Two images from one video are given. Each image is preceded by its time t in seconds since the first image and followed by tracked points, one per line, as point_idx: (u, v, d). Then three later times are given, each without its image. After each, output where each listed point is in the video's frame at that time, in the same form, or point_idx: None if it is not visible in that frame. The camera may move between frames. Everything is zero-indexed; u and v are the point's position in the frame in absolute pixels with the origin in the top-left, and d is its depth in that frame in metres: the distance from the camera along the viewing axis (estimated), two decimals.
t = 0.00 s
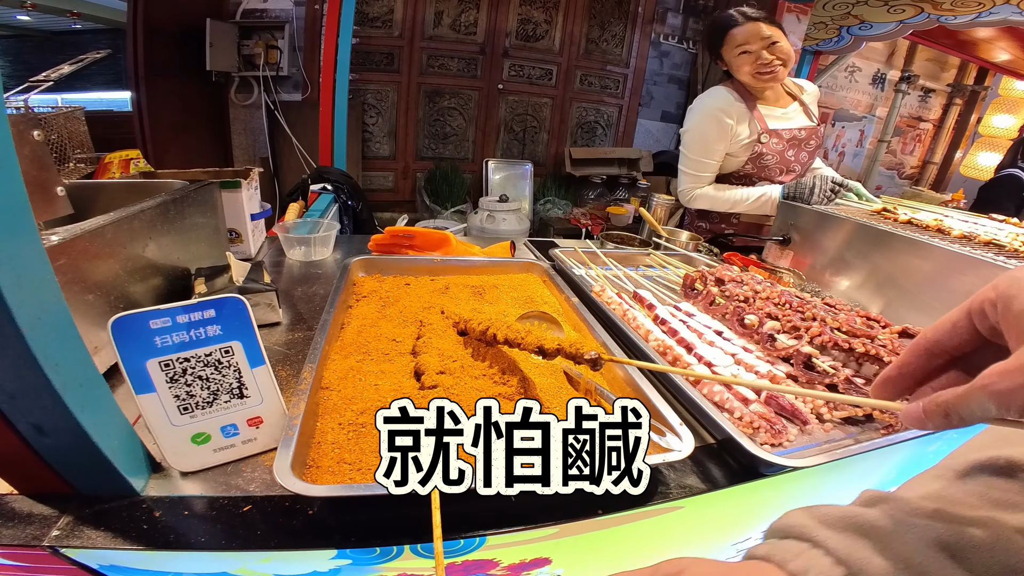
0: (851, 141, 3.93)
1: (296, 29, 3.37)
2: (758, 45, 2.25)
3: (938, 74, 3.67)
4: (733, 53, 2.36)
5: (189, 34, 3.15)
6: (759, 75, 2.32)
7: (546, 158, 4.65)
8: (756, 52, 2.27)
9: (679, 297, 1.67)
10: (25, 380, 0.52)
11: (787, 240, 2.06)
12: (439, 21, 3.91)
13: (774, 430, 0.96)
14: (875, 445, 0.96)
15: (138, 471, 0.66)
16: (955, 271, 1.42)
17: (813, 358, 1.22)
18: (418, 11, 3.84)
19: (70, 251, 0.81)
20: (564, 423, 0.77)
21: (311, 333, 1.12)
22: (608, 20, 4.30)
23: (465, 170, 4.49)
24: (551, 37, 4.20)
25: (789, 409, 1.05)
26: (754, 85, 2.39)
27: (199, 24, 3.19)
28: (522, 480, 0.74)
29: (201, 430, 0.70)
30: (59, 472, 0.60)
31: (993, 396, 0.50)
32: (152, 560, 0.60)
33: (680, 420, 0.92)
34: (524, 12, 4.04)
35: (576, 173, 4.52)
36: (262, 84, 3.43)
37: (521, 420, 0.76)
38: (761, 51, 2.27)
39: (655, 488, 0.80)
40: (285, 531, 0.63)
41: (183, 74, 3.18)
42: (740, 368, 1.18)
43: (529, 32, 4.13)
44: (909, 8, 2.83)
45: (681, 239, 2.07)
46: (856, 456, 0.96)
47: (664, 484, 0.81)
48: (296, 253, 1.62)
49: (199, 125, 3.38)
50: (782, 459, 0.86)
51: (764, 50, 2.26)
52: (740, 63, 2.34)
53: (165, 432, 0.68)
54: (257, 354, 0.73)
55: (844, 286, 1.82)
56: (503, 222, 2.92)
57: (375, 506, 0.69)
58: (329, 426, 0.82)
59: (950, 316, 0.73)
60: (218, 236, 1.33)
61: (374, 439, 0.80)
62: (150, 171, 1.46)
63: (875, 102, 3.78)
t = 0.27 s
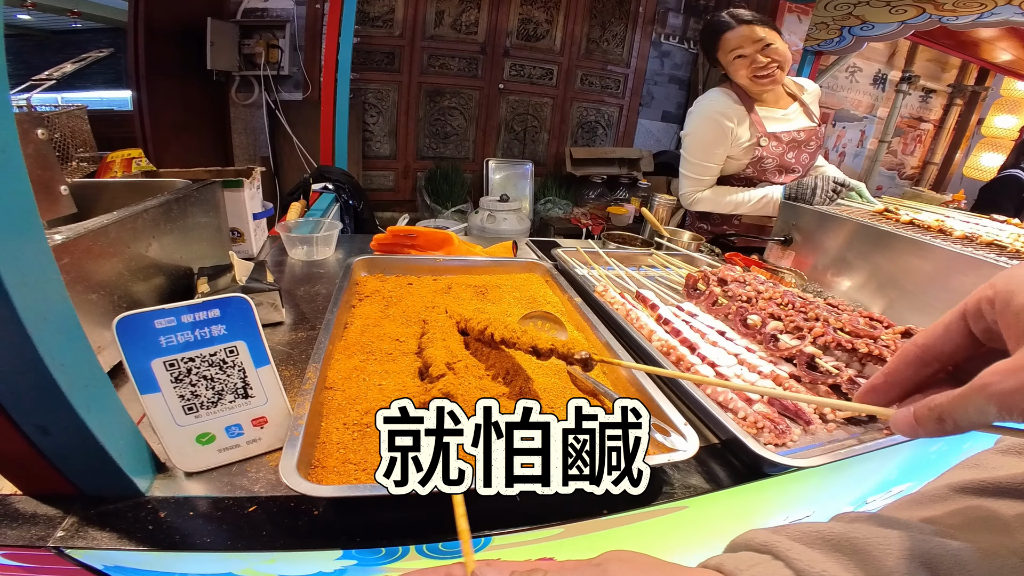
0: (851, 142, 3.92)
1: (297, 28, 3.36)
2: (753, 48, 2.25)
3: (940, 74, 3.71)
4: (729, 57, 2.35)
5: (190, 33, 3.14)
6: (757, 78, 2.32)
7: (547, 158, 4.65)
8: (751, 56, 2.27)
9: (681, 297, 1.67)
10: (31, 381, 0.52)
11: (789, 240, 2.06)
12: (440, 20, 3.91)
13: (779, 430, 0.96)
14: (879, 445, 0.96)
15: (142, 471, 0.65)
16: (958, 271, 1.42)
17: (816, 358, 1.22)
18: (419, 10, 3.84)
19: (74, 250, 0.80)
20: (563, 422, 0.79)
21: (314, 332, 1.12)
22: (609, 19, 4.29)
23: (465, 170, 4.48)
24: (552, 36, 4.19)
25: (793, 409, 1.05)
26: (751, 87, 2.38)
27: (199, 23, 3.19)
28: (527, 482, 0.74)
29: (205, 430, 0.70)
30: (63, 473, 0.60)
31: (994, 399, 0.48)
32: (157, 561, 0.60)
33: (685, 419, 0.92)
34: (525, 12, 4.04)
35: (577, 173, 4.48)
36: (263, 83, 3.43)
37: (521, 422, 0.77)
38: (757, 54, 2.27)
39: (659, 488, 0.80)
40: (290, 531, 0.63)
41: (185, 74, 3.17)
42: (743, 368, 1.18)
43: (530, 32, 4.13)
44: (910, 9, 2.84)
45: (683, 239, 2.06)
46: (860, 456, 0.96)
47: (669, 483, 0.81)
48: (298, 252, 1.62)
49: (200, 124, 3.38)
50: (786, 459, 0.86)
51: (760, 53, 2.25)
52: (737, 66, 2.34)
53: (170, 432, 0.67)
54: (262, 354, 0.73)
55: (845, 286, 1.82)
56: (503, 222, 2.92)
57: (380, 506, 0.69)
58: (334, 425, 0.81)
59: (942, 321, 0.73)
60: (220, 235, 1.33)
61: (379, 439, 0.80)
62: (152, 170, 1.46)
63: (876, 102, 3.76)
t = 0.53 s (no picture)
0: (851, 142, 3.90)
1: (297, 27, 3.35)
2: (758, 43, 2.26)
3: (939, 74, 3.64)
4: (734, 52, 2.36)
5: (190, 32, 3.14)
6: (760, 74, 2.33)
7: (547, 157, 4.65)
8: (758, 51, 2.27)
9: (682, 296, 1.67)
10: (35, 377, 0.52)
11: (790, 239, 2.06)
12: (441, 20, 3.91)
13: (780, 428, 0.96)
14: (880, 443, 0.96)
15: (145, 468, 0.65)
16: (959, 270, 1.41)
17: (817, 356, 1.22)
18: (419, 10, 3.83)
19: (76, 247, 0.80)
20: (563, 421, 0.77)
21: (315, 331, 1.11)
22: (609, 19, 4.30)
23: (465, 169, 4.48)
24: (552, 36, 4.20)
25: (794, 406, 1.04)
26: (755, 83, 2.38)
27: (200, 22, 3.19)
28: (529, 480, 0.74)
29: (208, 427, 0.70)
30: (66, 470, 0.60)
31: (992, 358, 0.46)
32: (160, 558, 0.60)
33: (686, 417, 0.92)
34: (525, 11, 4.04)
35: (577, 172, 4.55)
36: (263, 82, 3.43)
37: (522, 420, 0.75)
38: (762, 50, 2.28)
39: (660, 485, 0.80)
40: (293, 528, 0.63)
41: (185, 72, 3.17)
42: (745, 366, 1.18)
43: (530, 31, 4.13)
44: (911, 9, 2.84)
45: (683, 238, 2.07)
46: (861, 453, 0.96)
47: (671, 481, 0.81)
48: (299, 250, 1.62)
49: (201, 123, 3.37)
50: (788, 457, 0.86)
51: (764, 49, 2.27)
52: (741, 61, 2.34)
53: (172, 429, 0.67)
54: (264, 350, 0.73)
55: (846, 285, 1.82)
56: (504, 221, 2.92)
57: (382, 503, 0.69)
58: (336, 422, 0.81)
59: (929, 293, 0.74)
60: (221, 233, 1.33)
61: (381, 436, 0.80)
62: (154, 168, 1.46)
63: (876, 102, 3.75)
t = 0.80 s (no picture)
0: (850, 142, 3.92)
1: (297, 26, 3.34)
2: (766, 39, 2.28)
3: (940, 74, 3.73)
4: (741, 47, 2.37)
5: (190, 31, 3.14)
6: (763, 69, 2.35)
7: (547, 156, 4.66)
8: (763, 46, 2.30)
9: (683, 296, 1.67)
10: (46, 373, 0.52)
11: (790, 239, 2.07)
12: (441, 19, 3.91)
13: (781, 426, 0.96)
14: (880, 441, 0.97)
15: (152, 466, 0.65)
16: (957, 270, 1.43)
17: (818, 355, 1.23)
18: (420, 9, 3.83)
19: (83, 245, 0.80)
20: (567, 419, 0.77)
21: (318, 329, 1.12)
22: (609, 19, 4.30)
23: (465, 168, 4.49)
24: (552, 36, 4.20)
25: (795, 404, 1.05)
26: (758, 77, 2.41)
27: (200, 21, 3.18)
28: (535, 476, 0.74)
29: (215, 425, 0.70)
30: (74, 467, 0.59)
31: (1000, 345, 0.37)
32: (168, 556, 0.60)
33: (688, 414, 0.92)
34: (525, 11, 4.05)
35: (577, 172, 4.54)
36: (263, 81, 3.42)
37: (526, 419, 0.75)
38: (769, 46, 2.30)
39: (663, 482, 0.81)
40: (300, 526, 0.63)
41: (186, 72, 3.17)
42: (746, 365, 1.19)
43: (531, 31, 4.13)
44: (911, 9, 2.85)
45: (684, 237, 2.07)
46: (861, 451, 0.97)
47: (674, 479, 0.82)
48: (301, 249, 1.62)
49: (201, 122, 3.37)
50: (789, 454, 0.87)
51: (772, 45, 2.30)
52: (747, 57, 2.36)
53: (180, 426, 0.67)
54: (271, 348, 0.74)
55: (845, 285, 1.83)
56: (503, 221, 2.94)
57: (389, 500, 0.70)
58: (342, 420, 0.82)
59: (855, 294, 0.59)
60: (224, 232, 1.33)
61: (387, 433, 0.80)
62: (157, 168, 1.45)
63: (875, 103, 3.77)
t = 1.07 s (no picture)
0: (849, 143, 3.99)
1: (298, 27, 3.33)
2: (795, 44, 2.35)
3: (936, 76, 3.70)
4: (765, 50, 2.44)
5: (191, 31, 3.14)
6: (782, 72, 2.42)
7: (547, 157, 4.67)
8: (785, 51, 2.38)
9: (685, 298, 1.68)
10: (67, 376, 0.52)
11: (790, 241, 2.08)
12: (441, 20, 3.92)
13: (784, 426, 0.97)
14: (881, 441, 0.98)
15: (167, 467, 0.66)
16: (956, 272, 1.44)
17: (819, 356, 1.24)
18: (420, 10, 3.84)
19: (94, 248, 0.81)
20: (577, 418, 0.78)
21: (325, 331, 1.13)
22: (609, 19, 4.31)
23: (465, 169, 4.49)
24: (553, 36, 4.21)
25: (797, 405, 1.06)
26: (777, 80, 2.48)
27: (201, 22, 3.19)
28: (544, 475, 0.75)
29: (228, 426, 0.71)
30: (90, 469, 0.60)
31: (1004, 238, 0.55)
32: (184, 557, 0.61)
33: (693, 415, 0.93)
34: (526, 12, 4.05)
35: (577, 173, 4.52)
36: (263, 81, 3.43)
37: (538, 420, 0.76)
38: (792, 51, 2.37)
39: (668, 483, 0.82)
40: (313, 526, 0.64)
41: (187, 73, 3.17)
42: (748, 366, 1.20)
43: (531, 32, 4.14)
44: (910, 12, 2.87)
45: (686, 239, 2.08)
46: (862, 451, 0.98)
47: (679, 478, 0.83)
48: (306, 251, 1.63)
49: (202, 123, 3.38)
50: (792, 454, 0.88)
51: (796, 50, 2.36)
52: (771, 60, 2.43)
53: (194, 428, 0.68)
54: (282, 351, 0.75)
55: (845, 286, 1.84)
56: (504, 221, 2.95)
57: (400, 500, 0.70)
58: (353, 421, 0.82)
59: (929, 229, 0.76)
60: (230, 233, 1.34)
61: (397, 434, 0.81)
62: (162, 169, 1.46)
63: (875, 104, 3.81)
